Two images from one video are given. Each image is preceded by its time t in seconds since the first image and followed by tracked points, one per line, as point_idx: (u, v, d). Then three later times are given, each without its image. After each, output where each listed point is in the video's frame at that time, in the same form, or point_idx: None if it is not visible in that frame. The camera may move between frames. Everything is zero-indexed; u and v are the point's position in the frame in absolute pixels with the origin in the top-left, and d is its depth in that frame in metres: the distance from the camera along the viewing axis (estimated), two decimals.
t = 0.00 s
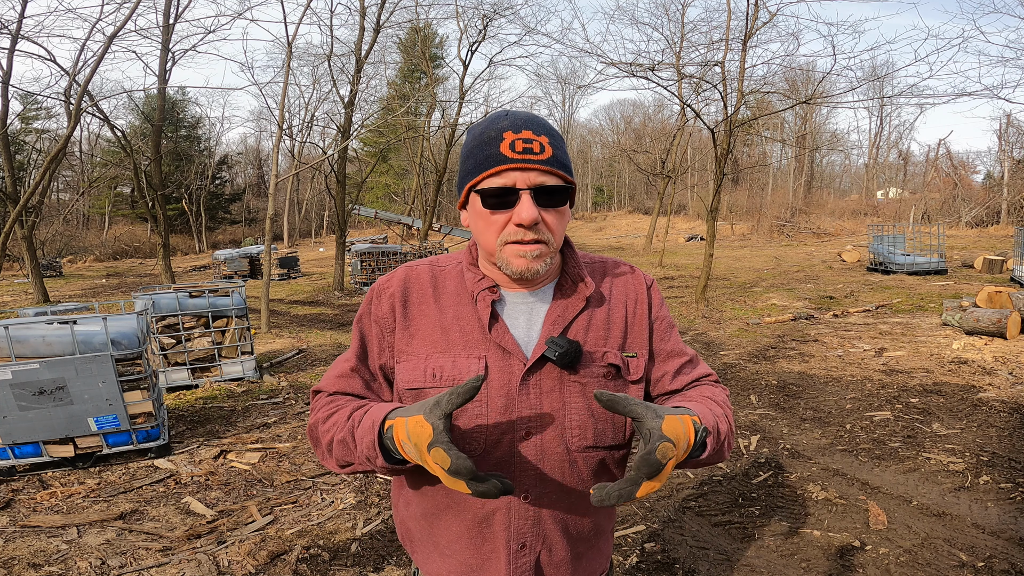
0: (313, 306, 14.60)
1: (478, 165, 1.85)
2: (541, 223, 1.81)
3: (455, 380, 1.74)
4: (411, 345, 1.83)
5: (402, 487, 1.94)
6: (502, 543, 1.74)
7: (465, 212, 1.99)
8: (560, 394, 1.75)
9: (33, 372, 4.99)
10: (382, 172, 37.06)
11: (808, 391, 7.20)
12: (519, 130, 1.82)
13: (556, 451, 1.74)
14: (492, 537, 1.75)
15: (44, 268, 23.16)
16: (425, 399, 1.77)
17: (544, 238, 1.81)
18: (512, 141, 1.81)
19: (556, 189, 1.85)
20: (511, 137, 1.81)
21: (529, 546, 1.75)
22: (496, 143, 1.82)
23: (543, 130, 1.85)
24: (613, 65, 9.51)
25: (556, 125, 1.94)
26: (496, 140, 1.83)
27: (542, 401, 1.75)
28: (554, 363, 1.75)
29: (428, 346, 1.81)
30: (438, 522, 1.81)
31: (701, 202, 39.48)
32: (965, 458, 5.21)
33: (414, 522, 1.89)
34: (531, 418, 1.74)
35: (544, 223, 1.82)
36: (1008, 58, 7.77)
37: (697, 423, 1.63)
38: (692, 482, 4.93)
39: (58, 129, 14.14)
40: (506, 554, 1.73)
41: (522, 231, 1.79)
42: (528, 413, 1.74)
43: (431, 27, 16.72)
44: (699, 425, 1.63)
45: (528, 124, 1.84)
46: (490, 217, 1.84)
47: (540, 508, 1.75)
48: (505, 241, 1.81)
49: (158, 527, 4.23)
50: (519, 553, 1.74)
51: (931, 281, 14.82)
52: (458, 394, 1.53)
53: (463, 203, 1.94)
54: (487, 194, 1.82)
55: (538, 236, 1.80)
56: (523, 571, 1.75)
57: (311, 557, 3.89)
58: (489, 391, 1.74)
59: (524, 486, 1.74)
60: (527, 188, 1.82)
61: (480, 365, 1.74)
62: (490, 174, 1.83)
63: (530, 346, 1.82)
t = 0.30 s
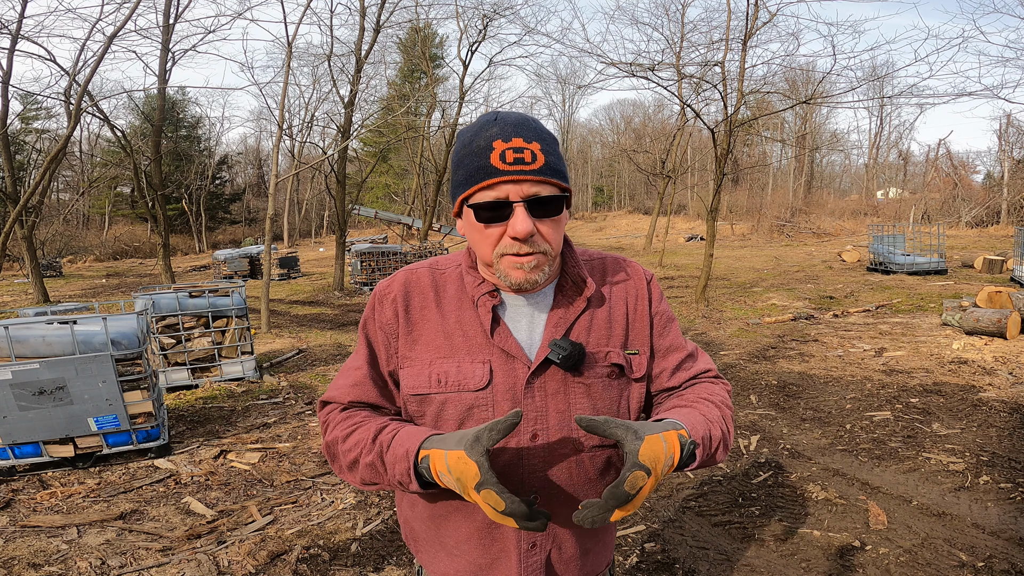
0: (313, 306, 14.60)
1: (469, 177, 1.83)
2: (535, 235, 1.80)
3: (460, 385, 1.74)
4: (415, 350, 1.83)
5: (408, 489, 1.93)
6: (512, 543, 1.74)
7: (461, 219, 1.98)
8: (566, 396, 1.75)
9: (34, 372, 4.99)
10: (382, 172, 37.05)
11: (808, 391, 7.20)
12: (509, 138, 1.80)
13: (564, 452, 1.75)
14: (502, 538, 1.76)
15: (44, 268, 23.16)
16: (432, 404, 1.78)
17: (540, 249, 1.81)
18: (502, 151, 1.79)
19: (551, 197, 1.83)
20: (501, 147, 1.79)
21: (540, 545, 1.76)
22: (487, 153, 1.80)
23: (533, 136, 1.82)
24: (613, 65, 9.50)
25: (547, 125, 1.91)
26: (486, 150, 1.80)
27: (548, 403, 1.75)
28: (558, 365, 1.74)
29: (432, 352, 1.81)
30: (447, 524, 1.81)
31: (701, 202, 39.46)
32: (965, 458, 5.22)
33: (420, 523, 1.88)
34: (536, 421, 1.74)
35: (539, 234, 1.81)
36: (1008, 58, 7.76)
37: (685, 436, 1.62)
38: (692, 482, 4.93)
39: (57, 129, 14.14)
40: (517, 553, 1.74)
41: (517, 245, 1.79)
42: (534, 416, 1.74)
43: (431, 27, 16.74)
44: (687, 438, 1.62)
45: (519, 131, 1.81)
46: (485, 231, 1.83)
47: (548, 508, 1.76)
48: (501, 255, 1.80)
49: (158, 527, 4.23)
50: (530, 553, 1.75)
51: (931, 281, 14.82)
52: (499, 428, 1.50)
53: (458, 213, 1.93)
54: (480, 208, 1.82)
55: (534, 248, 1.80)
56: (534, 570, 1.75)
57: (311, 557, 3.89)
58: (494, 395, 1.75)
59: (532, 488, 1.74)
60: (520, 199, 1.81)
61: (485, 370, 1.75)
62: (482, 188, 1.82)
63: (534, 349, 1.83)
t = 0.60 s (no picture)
0: (313, 306, 14.60)
1: (461, 163, 1.86)
2: (525, 215, 1.82)
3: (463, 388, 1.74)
4: (414, 354, 1.83)
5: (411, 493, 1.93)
6: (521, 543, 1.75)
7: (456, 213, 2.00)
8: (570, 396, 1.75)
9: (34, 372, 4.99)
10: (382, 172, 37.05)
11: (808, 391, 7.21)
12: (499, 126, 1.83)
13: (570, 452, 1.75)
14: (511, 539, 1.76)
15: (44, 268, 23.17)
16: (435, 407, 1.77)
17: (530, 230, 1.82)
18: (491, 137, 1.81)
19: (540, 181, 1.84)
20: (491, 133, 1.82)
21: (548, 544, 1.77)
22: (478, 139, 1.83)
23: (522, 123, 1.84)
24: (613, 65, 9.50)
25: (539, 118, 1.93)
26: (477, 137, 1.83)
27: (552, 403, 1.75)
28: (561, 365, 1.75)
29: (432, 355, 1.81)
30: (453, 525, 1.80)
31: (701, 202, 39.45)
32: (965, 458, 5.22)
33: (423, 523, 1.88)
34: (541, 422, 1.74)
35: (529, 215, 1.82)
36: (1008, 58, 7.76)
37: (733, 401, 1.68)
38: (692, 482, 4.93)
39: (57, 129, 14.13)
40: (526, 552, 1.75)
41: (506, 225, 1.80)
42: (538, 417, 1.74)
43: (431, 27, 16.75)
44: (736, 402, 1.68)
45: (508, 119, 1.83)
46: (475, 214, 1.85)
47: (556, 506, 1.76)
48: (491, 237, 1.81)
49: (158, 527, 4.23)
50: (539, 552, 1.76)
51: (931, 281, 14.83)
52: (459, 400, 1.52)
53: (453, 205, 1.95)
54: (471, 191, 1.84)
55: (523, 229, 1.81)
56: (544, 569, 1.76)
57: (311, 557, 3.89)
58: (498, 397, 1.74)
59: (539, 488, 1.74)
60: (510, 181, 1.83)
61: (488, 371, 1.74)
62: (473, 172, 1.84)
63: (536, 349, 1.83)
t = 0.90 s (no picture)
0: (314, 306, 14.60)
1: (467, 159, 1.86)
2: (531, 212, 1.82)
3: (464, 388, 1.74)
4: (416, 356, 1.83)
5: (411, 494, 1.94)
6: (519, 544, 1.75)
7: (459, 212, 1.99)
8: (570, 396, 1.76)
9: (34, 372, 4.99)
10: (382, 172, 37.06)
11: (808, 391, 7.21)
12: (507, 124, 1.84)
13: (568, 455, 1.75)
14: (509, 539, 1.76)
15: (44, 268, 23.17)
16: (437, 408, 1.77)
17: (535, 227, 1.82)
18: (499, 133, 1.82)
19: (546, 178, 1.85)
20: (499, 130, 1.83)
21: (546, 545, 1.76)
22: (485, 136, 1.83)
23: (529, 122, 1.86)
24: (613, 65, 9.51)
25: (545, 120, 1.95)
26: (484, 134, 1.84)
27: (552, 404, 1.75)
28: (562, 365, 1.75)
29: (433, 356, 1.80)
30: (451, 526, 1.80)
31: (701, 202, 39.45)
32: (965, 458, 5.21)
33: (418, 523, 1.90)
34: (541, 422, 1.74)
35: (534, 212, 1.83)
36: (1008, 58, 7.77)
37: (657, 460, 1.61)
38: (692, 483, 4.93)
39: (57, 129, 14.14)
40: (523, 554, 1.74)
41: (513, 220, 1.80)
42: (538, 418, 1.74)
43: (431, 27, 16.77)
44: (659, 463, 1.61)
45: (516, 118, 1.85)
46: (481, 209, 1.84)
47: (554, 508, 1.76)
48: (497, 231, 1.80)
49: (158, 527, 4.23)
50: (536, 553, 1.75)
51: (931, 281, 14.82)
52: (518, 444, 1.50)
53: (457, 202, 1.95)
54: (477, 185, 1.83)
55: (529, 224, 1.81)
56: (541, 570, 1.76)
57: (311, 557, 3.89)
58: (498, 397, 1.74)
59: (538, 491, 1.74)
60: (516, 177, 1.83)
61: (488, 371, 1.74)
62: (480, 166, 1.84)
63: (536, 349, 1.82)
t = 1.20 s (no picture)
0: (313, 306, 14.60)
1: (471, 157, 1.86)
2: (531, 209, 1.82)
3: (458, 383, 1.74)
4: (413, 351, 1.82)
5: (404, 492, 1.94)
6: (508, 542, 1.74)
7: (462, 209, 2.00)
8: (564, 394, 1.76)
9: (34, 372, 4.99)
10: (382, 172, 37.06)
11: (808, 391, 7.21)
12: (512, 124, 1.85)
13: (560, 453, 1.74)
14: (498, 538, 1.76)
15: (44, 268, 23.17)
16: (432, 403, 1.77)
17: (535, 224, 1.81)
18: (504, 133, 1.83)
19: (548, 178, 1.85)
20: (504, 130, 1.83)
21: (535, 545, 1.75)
22: (490, 135, 1.84)
23: (533, 123, 1.87)
24: (613, 65, 9.52)
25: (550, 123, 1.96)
26: (489, 133, 1.85)
27: (546, 402, 1.75)
28: (556, 363, 1.75)
29: (429, 351, 1.81)
30: (442, 523, 1.81)
31: (701, 202, 39.44)
32: (965, 458, 5.21)
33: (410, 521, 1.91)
34: (533, 419, 1.74)
35: (535, 210, 1.83)
36: (1008, 58, 7.77)
37: (643, 460, 1.62)
38: (692, 483, 4.93)
39: (57, 129, 14.14)
40: (513, 552, 1.74)
41: (513, 216, 1.80)
42: (530, 415, 1.74)
43: (431, 27, 16.77)
44: (644, 462, 1.62)
45: (520, 119, 1.86)
46: (483, 206, 1.84)
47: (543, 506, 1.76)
48: (497, 228, 1.80)
49: (158, 527, 4.23)
50: (526, 552, 1.74)
51: (931, 281, 14.81)
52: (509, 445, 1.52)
53: (460, 199, 1.95)
54: (480, 182, 1.84)
55: (529, 222, 1.81)
56: (530, 569, 1.75)
57: (311, 557, 3.89)
58: (492, 394, 1.74)
59: (528, 489, 1.74)
60: (519, 175, 1.83)
61: (482, 368, 1.74)
62: (483, 164, 1.84)
63: (532, 347, 1.82)
